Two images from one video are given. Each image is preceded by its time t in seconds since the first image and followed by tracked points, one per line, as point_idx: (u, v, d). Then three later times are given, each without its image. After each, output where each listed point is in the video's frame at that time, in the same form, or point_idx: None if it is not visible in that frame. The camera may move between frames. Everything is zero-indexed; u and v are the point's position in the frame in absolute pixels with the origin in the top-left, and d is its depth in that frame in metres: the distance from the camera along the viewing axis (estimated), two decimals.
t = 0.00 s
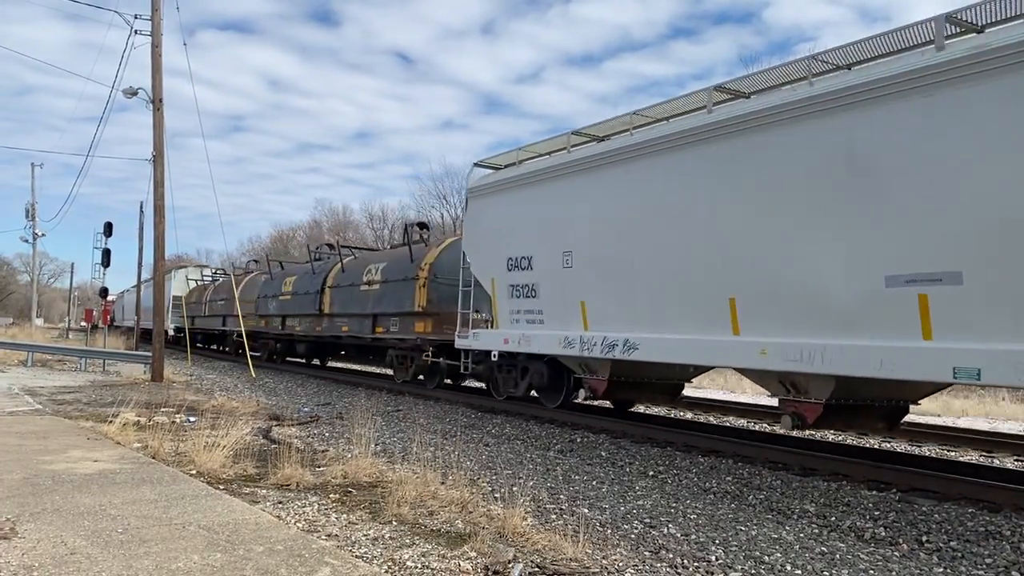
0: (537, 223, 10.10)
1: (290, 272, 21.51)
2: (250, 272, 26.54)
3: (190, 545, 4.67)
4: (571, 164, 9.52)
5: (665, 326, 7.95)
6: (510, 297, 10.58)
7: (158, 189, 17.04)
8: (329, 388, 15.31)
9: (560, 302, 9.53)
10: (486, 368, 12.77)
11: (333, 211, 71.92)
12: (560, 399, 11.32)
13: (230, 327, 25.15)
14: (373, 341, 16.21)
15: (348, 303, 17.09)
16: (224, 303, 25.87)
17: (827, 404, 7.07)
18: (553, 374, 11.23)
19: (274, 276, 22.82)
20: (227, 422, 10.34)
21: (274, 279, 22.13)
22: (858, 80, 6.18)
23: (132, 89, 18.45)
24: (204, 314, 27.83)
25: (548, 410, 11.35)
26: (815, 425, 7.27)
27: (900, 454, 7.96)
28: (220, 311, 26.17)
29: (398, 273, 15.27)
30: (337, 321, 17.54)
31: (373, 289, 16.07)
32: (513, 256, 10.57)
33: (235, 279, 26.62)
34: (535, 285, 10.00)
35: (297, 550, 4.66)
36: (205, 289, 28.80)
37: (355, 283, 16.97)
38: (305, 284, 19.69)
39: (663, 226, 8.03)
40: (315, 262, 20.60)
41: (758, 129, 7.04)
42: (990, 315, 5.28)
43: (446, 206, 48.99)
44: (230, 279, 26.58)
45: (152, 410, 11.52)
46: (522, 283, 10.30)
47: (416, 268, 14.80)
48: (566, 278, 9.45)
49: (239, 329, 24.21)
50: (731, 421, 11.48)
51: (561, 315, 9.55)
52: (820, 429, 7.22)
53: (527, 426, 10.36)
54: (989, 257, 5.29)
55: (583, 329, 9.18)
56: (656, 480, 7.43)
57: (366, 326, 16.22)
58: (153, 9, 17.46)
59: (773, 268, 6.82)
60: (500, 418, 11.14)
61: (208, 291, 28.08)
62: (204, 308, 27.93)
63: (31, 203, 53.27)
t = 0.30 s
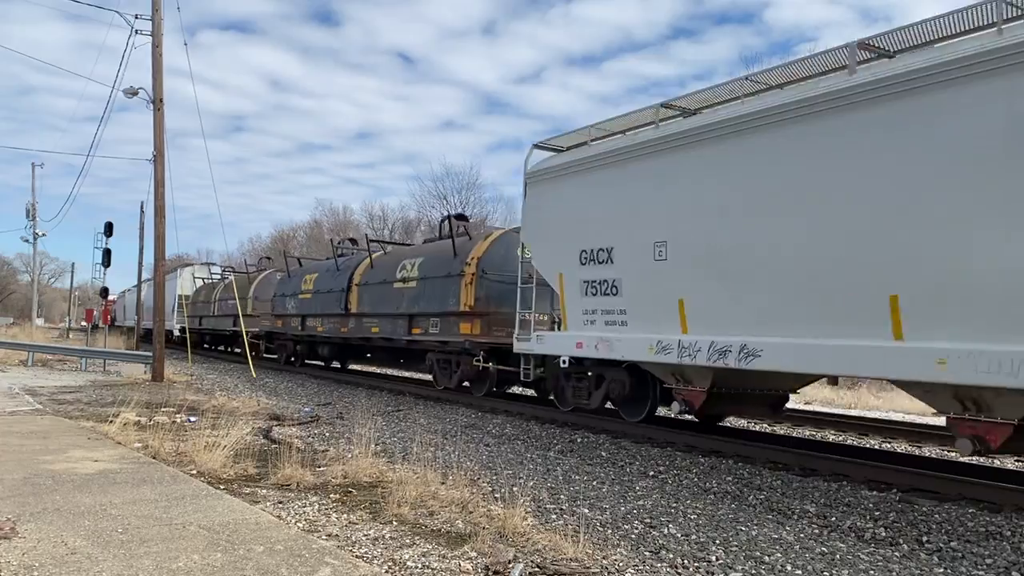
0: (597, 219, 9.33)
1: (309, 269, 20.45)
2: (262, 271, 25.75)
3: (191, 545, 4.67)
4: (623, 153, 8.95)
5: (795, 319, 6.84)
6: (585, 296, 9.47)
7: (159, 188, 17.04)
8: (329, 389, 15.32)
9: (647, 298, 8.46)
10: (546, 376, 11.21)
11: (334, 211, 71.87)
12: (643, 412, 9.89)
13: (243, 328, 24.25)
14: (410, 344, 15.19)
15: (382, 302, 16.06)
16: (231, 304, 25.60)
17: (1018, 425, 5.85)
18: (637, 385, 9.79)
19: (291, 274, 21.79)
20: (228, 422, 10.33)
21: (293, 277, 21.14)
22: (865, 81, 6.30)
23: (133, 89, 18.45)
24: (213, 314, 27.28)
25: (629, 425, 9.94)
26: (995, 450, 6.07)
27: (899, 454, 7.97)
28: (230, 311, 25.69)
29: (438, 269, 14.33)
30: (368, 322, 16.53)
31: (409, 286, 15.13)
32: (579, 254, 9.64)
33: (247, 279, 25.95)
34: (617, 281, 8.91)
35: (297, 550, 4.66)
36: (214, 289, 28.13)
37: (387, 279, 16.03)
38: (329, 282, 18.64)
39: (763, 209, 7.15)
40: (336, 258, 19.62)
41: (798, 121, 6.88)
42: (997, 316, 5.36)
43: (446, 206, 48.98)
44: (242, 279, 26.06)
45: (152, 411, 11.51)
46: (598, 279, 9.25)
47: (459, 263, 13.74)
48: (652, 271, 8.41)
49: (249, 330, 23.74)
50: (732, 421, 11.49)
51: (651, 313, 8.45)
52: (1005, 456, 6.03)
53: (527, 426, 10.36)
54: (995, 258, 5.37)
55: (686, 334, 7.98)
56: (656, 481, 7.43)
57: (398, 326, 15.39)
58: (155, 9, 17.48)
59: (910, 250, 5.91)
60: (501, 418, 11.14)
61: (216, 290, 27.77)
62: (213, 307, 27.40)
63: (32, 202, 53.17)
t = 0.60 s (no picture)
0: (675, 208, 8.27)
1: (332, 265, 19.04)
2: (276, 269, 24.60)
3: (192, 545, 4.67)
4: (650, 148, 8.70)
5: (889, 315, 6.17)
6: (683, 295, 8.09)
7: (160, 188, 17.05)
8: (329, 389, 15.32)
9: (766, 293, 7.18)
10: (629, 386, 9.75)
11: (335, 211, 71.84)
12: (756, 431, 8.39)
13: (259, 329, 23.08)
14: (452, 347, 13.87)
15: (420, 299, 14.61)
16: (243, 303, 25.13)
17: None
18: (748, 399, 8.33)
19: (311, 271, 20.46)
20: (228, 422, 10.33)
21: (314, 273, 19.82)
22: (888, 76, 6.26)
23: (134, 89, 18.46)
24: (224, 313, 26.45)
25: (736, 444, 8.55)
26: None
27: (900, 454, 7.98)
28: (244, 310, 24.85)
29: (487, 264, 12.94)
30: (404, 323, 15.15)
31: (453, 282, 13.70)
32: (663, 248, 8.39)
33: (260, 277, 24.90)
34: (727, 275, 7.58)
35: (298, 550, 4.66)
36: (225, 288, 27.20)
37: (424, 276, 14.58)
38: (355, 279, 17.24)
39: (835, 197, 6.61)
40: (360, 253, 18.22)
41: (797, 120, 7.04)
42: None
43: (447, 206, 48.95)
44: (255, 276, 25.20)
45: (153, 411, 11.50)
46: (700, 273, 7.89)
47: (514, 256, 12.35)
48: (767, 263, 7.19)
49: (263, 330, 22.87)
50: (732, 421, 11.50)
51: (773, 312, 7.13)
52: None
53: (528, 426, 10.37)
54: None
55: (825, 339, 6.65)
56: (657, 480, 7.44)
57: (439, 327, 14.03)
58: (156, 9, 17.50)
59: (972, 234, 5.61)
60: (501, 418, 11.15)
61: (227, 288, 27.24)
62: (224, 305, 26.59)
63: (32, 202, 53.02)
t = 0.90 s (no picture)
0: (805, 187, 6.97)
1: (362, 262, 17.90)
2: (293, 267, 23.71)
3: (192, 545, 4.67)
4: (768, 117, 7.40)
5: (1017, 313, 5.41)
6: (825, 292, 6.70)
7: (160, 188, 17.04)
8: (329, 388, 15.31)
9: (932, 287, 5.94)
10: (739, 401, 8.01)
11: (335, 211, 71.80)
12: (918, 454, 6.85)
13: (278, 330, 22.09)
14: (500, 351, 12.66)
15: (466, 298, 13.48)
16: (257, 301, 24.29)
17: None
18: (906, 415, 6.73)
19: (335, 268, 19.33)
20: (228, 422, 10.31)
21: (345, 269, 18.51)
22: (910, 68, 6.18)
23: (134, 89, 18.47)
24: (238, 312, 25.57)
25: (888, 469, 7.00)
26: None
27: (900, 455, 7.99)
28: (260, 310, 23.90)
29: (547, 258, 11.69)
30: (444, 324, 14.03)
31: (506, 278, 12.50)
32: (790, 237, 7.04)
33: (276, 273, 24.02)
34: (887, 267, 6.26)
35: (297, 550, 4.65)
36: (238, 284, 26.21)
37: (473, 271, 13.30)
38: (390, 276, 16.14)
39: (930, 185, 6.00)
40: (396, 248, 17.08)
41: (797, 120, 7.13)
42: None
43: (447, 206, 48.93)
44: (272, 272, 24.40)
45: (153, 411, 11.48)
46: (851, 265, 6.51)
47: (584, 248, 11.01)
48: (926, 253, 5.99)
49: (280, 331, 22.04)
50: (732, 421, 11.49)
51: (939, 314, 5.89)
52: None
53: (528, 426, 10.37)
54: None
55: None
56: (657, 481, 7.44)
57: (488, 329, 12.86)
58: (156, 9, 17.50)
59: None
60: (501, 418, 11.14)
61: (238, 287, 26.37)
62: (238, 304, 25.73)
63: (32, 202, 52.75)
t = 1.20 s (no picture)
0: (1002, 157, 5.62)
1: (396, 257, 16.42)
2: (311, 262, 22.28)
3: (191, 545, 4.67)
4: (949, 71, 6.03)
5: None
6: None
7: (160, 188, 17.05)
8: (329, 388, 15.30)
9: None
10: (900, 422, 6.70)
11: (336, 211, 71.83)
12: None
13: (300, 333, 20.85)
14: (565, 356, 11.20)
15: (523, 296, 11.98)
16: (275, 301, 23.17)
17: None
18: None
19: (363, 264, 17.88)
20: (229, 422, 10.30)
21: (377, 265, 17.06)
22: None
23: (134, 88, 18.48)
24: (256, 312, 24.36)
25: None
26: None
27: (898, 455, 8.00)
28: (280, 310, 22.57)
29: (626, 249, 10.19)
30: (496, 325, 12.60)
31: (575, 272, 11.01)
32: (984, 217, 5.69)
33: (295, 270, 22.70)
34: None
35: (297, 549, 4.65)
36: (257, 283, 24.92)
37: (533, 265, 11.84)
38: (429, 272, 14.71)
39: None
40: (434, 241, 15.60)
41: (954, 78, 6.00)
42: None
43: (447, 206, 48.91)
44: (290, 270, 23.11)
45: (153, 411, 11.46)
46: None
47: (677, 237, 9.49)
48: None
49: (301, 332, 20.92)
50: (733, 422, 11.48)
51: None
52: None
53: (527, 426, 10.37)
54: None
55: None
56: (657, 481, 7.43)
57: (550, 331, 11.43)
58: (156, 9, 17.51)
59: None
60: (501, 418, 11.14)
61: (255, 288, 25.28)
62: (256, 304, 24.45)
63: (32, 202, 52.54)
